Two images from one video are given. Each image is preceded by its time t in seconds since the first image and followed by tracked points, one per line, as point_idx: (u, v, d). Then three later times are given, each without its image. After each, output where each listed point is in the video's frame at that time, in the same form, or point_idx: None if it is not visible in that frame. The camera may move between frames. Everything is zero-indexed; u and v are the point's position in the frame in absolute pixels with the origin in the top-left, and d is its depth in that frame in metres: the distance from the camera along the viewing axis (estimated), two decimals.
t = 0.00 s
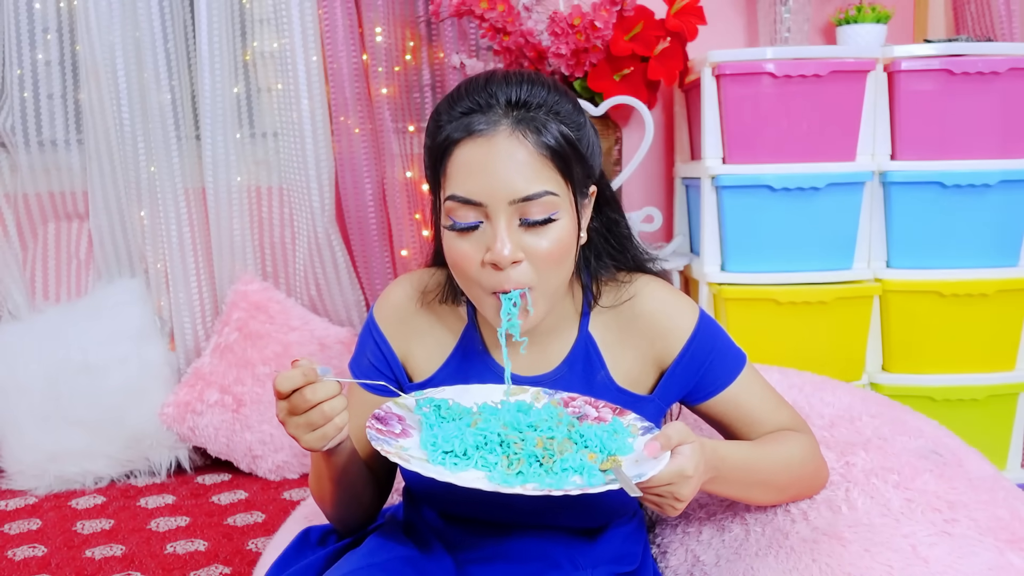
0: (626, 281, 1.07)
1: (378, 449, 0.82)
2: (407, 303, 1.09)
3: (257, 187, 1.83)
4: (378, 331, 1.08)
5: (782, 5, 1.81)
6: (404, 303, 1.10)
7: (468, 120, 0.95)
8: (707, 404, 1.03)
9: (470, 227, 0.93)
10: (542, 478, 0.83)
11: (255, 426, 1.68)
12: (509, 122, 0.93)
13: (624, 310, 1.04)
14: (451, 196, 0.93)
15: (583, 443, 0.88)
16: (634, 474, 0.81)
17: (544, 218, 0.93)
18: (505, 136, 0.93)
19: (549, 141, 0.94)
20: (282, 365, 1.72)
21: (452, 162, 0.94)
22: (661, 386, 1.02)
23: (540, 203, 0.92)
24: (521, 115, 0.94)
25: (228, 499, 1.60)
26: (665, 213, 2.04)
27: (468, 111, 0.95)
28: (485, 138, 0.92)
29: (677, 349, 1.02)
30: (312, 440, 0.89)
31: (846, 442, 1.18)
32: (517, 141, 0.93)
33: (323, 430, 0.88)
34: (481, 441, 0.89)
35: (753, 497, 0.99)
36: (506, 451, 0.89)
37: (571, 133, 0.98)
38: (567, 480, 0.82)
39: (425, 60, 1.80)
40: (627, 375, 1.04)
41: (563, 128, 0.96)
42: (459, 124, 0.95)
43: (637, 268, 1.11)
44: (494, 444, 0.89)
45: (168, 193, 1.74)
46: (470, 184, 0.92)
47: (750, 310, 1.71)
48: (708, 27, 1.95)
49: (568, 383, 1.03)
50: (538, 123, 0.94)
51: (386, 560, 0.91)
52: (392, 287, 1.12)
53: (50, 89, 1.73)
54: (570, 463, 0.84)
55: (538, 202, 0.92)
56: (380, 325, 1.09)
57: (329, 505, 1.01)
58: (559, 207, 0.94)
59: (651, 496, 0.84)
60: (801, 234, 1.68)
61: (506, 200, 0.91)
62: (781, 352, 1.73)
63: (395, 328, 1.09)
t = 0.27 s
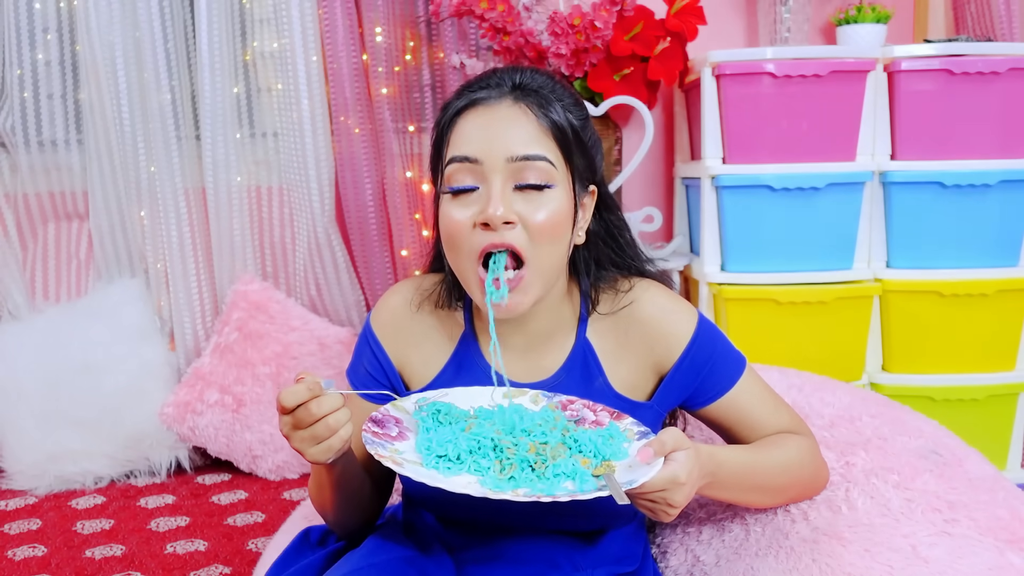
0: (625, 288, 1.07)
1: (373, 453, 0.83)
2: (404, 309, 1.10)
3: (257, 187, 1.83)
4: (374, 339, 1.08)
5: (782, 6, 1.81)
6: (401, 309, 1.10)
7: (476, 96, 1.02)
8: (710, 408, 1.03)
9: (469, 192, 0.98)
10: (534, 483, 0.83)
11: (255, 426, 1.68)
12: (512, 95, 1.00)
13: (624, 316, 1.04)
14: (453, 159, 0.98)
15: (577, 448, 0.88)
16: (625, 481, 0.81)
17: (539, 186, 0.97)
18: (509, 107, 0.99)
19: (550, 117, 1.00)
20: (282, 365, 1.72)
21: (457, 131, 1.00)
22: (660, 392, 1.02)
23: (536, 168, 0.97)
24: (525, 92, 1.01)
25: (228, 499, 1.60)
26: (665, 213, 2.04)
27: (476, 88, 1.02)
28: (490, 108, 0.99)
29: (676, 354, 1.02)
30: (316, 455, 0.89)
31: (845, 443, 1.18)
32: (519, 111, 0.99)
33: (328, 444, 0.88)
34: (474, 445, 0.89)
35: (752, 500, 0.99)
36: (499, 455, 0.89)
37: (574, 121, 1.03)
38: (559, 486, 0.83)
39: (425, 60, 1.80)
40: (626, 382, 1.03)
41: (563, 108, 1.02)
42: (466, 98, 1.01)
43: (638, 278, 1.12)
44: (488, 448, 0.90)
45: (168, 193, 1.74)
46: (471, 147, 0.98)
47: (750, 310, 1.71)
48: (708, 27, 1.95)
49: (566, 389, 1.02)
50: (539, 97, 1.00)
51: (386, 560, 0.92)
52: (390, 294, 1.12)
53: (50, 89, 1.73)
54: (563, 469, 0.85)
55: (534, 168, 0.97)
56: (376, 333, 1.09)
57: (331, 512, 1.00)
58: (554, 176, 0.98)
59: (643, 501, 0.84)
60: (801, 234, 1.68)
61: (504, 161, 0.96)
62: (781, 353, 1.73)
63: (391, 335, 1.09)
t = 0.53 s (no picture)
0: (626, 287, 1.07)
1: (374, 443, 0.83)
2: (405, 310, 1.10)
3: (257, 187, 1.83)
4: (374, 341, 1.08)
5: (782, 5, 1.80)
6: (401, 311, 1.10)
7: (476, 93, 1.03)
8: (711, 408, 1.03)
9: (468, 186, 0.98)
10: (534, 477, 0.83)
11: (255, 426, 1.68)
12: (513, 90, 1.01)
13: (623, 318, 1.04)
14: (453, 154, 0.99)
15: (577, 443, 0.88)
16: (623, 476, 0.80)
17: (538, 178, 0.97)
18: (509, 102, 1.00)
19: (549, 112, 1.01)
20: (281, 365, 1.72)
21: (458, 128, 1.01)
22: (660, 392, 1.02)
23: (535, 160, 0.98)
24: (525, 88, 1.02)
25: (228, 499, 1.60)
26: (665, 213, 2.04)
27: (477, 86, 1.04)
28: (490, 103, 1.00)
29: (676, 355, 1.02)
30: (313, 454, 0.89)
31: (846, 442, 1.18)
32: (519, 106, 1.00)
33: (324, 442, 0.88)
34: (475, 437, 0.89)
35: (751, 499, 0.99)
36: (499, 448, 0.88)
37: (574, 117, 1.04)
38: (558, 480, 0.83)
39: (425, 60, 1.80)
40: (626, 382, 1.03)
41: (565, 106, 1.03)
42: (467, 95, 1.03)
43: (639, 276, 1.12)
44: (488, 441, 0.89)
45: (168, 193, 1.74)
46: (471, 141, 0.99)
47: (750, 310, 1.71)
48: (708, 27, 1.95)
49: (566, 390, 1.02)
50: (540, 94, 1.02)
51: (386, 560, 0.92)
52: (390, 296, 1.13)
53: (50, 88, 1.73)
54: (563, 463, 0.85)
55: (534, 160, 0.98)
56: (376, 335, 1.09)
57: (327, 511, 1.00)
58: (554, 169, 0.98)
59: (642, 498, 0.84)
60: (801, 234, 1.68)
61: (503, 153, 0.97)
62: (781, 353, 1.73)
63: (391, 337, 1.09)
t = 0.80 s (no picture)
0: (625, 286, 1.07)
1: (372, 458, 0.83)
2: (405, 308, 1.10)
3: (257, 187, 1.83)
4: (375, 338, 1.08)
5: (782, 5, 1.80)
6: (402, 308, 1.10)
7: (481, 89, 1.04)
8: (710, 408, 1.02)
9: (472, 181, 0.98)
10: (533, 490, 0.84)
11: (255, 426, 1.68)
12: (517, 88, 1.02)
13: (622, 316, 1.04)
14: (457, 149, 0.99)
15: (576, 454, 0.88)
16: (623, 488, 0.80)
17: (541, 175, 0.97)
18: (513, 98, 1.01)
19: (553, 109, 1.02)
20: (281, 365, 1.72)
21: (462, 124, 1.01)
22: (660, 392, 1.02)
23: (539, 156, 0.98)
24: (529, 85, 1.03)
25: (228, 499, 1.60)
26: (665, 213, 2.04)
27: (481, 83, 1.05)
28: (495, 100, 1.01)
29: (676, 355, 1.02)
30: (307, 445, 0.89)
31: (845, 442, 1.18)
32: (523, 102, 1.01)
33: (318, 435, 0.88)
34: (473, 450, 0.89)
35: (750, 502, 1.00)
36: (498, 461, 0.89)
37: (577, 115, 1.05)
38: (557, 493, 0.83)
39: (425, 60, 1.80)
40: (625, 381, 1.03)
41: (569, 104, 1.04)
42: (471, 92, 1.03)
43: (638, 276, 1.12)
44: (487, 454, 0.89)
45: (168, 193, 1.74)
46: (476, 137, 0.99)
47: (750, 310, 1.71)
48: (708, 27, 1.95)
49: (565, 389, 1.02)
50: (545, 92, 1.02)
51: (385, 560, 0.92)
52: (391, 294, 1.13)
53: (50, 88, 1.73)
54: (561, 475, 0.85)
55: (538, 156, 0.98)
56: (377, 332, 1.09)
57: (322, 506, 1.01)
58: (557, 166, 0.99)
59: (642, 508, 0.84)
60: (801, 234, 1.68)
61: (507, 149, 0.98)
62: (781, 353, 1.73)
63: (392, 335, 1.09)
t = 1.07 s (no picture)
0: (625, 284, 1.08)
1: (376, 472, 0.82)
2: (405, 303, 1.10)
3: (257, 187, 1.83)
4: (374, 334, 1.09)
5: (782, 5, 1.80)
6: (402, 304, 1.10)
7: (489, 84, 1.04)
8: (708, 407, 1.03)
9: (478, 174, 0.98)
10: (540, 507, 0.84)
11: (255, 426, 1.68)
12: (525, 84, 1.03)
13: (621, 313, 1.04)
14: (463, 142, 1.00)
15: (579, 471, 0.89)
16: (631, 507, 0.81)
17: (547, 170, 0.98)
18: (521, 94, 1.02)
19: (560, 105, 1.02)
20: (281, 365, 1.71)
21: (469, 117, 1.02)
22: (659, 390, 1.02)
23: (545, 152, 0.98)
24: (537, 81, 1.03)
25: (228, 499, 1.60)
26: (665, 213, 2.04)
27: (490, 78, 1.05)
28: (503, 95, 1.01)
29: (675, 352, 1.02)
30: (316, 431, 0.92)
31: (845, 443, 1.18)
32: (531, 98, 1.01)
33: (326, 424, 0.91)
34: (477, 466, 0.89)
35: (752, 514, 0.99)
36: (502, 477, 0.88)
37: (583, 113, 1.06)
38: (564, 510, 0.83)
39: (425, 60, 1.80)
40: (625, 378, 1.03)
41: (575, 102, 1.04)
42: (480, 87, 1.04)
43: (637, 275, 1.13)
44: (491, 470, 0.89)
45: (168, 193, 1.74)
46: (482, 131, 0.99)
47: (750, 310, 1.71)
48: (708, 27, 1.95)
49: (565, 386, 1.02)
50: (553, 89, 1.03)
51: (383, 562, 0.92)
52: (392, 291, 1.13)
53: (50, 89, 1.73)
54: (567, 492, 0.85)
55: (544, 152, 0.98)
56: (377, 328, 1.09)
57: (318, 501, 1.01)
58: (563, 162, 0.99)
59: (644, 526, 0.85)
60: (801, 234, 1.68)
61: (514, 143, 0.98)
62: (781, 353, 1.73)
63: (392, 331, 1.09)
